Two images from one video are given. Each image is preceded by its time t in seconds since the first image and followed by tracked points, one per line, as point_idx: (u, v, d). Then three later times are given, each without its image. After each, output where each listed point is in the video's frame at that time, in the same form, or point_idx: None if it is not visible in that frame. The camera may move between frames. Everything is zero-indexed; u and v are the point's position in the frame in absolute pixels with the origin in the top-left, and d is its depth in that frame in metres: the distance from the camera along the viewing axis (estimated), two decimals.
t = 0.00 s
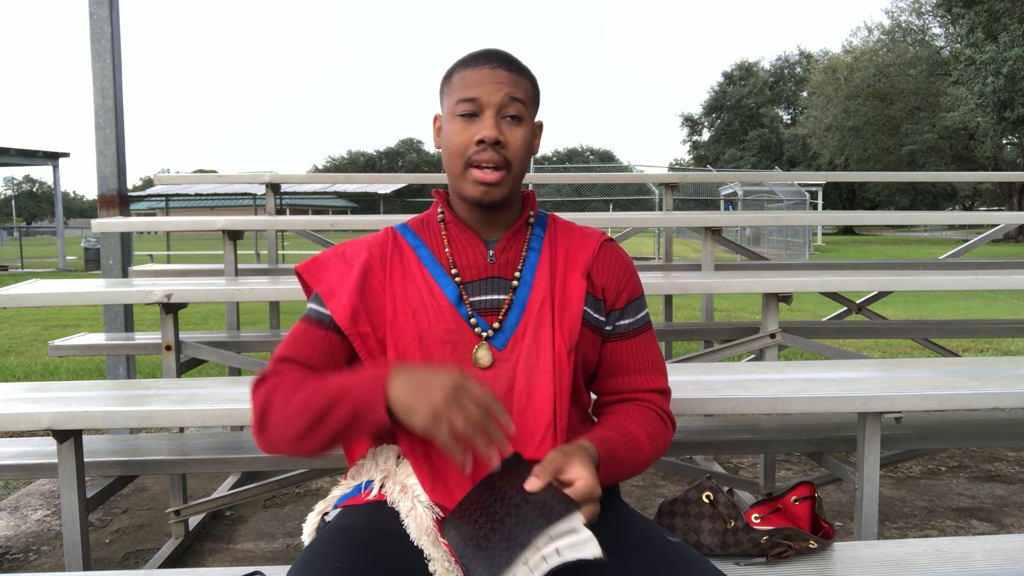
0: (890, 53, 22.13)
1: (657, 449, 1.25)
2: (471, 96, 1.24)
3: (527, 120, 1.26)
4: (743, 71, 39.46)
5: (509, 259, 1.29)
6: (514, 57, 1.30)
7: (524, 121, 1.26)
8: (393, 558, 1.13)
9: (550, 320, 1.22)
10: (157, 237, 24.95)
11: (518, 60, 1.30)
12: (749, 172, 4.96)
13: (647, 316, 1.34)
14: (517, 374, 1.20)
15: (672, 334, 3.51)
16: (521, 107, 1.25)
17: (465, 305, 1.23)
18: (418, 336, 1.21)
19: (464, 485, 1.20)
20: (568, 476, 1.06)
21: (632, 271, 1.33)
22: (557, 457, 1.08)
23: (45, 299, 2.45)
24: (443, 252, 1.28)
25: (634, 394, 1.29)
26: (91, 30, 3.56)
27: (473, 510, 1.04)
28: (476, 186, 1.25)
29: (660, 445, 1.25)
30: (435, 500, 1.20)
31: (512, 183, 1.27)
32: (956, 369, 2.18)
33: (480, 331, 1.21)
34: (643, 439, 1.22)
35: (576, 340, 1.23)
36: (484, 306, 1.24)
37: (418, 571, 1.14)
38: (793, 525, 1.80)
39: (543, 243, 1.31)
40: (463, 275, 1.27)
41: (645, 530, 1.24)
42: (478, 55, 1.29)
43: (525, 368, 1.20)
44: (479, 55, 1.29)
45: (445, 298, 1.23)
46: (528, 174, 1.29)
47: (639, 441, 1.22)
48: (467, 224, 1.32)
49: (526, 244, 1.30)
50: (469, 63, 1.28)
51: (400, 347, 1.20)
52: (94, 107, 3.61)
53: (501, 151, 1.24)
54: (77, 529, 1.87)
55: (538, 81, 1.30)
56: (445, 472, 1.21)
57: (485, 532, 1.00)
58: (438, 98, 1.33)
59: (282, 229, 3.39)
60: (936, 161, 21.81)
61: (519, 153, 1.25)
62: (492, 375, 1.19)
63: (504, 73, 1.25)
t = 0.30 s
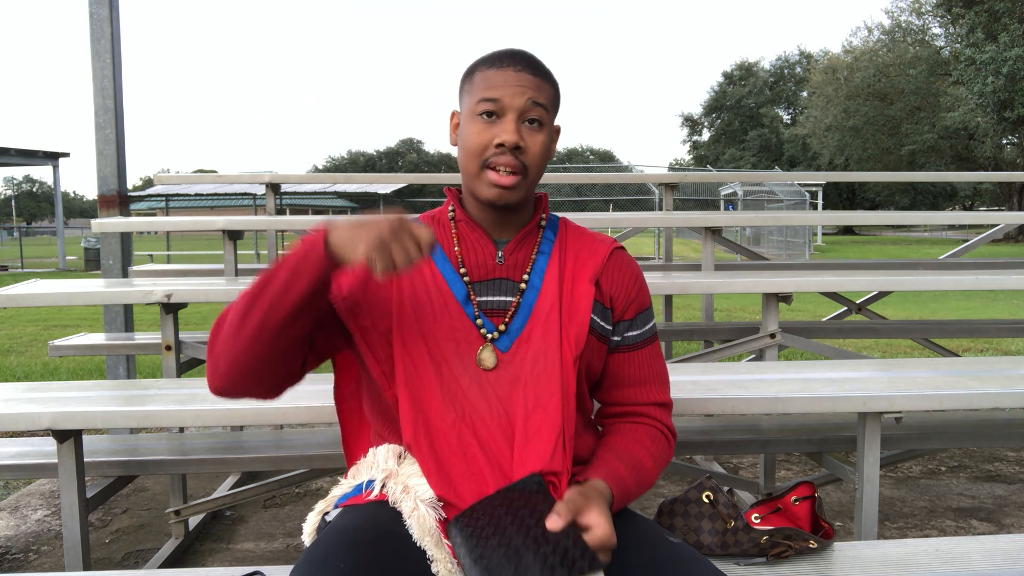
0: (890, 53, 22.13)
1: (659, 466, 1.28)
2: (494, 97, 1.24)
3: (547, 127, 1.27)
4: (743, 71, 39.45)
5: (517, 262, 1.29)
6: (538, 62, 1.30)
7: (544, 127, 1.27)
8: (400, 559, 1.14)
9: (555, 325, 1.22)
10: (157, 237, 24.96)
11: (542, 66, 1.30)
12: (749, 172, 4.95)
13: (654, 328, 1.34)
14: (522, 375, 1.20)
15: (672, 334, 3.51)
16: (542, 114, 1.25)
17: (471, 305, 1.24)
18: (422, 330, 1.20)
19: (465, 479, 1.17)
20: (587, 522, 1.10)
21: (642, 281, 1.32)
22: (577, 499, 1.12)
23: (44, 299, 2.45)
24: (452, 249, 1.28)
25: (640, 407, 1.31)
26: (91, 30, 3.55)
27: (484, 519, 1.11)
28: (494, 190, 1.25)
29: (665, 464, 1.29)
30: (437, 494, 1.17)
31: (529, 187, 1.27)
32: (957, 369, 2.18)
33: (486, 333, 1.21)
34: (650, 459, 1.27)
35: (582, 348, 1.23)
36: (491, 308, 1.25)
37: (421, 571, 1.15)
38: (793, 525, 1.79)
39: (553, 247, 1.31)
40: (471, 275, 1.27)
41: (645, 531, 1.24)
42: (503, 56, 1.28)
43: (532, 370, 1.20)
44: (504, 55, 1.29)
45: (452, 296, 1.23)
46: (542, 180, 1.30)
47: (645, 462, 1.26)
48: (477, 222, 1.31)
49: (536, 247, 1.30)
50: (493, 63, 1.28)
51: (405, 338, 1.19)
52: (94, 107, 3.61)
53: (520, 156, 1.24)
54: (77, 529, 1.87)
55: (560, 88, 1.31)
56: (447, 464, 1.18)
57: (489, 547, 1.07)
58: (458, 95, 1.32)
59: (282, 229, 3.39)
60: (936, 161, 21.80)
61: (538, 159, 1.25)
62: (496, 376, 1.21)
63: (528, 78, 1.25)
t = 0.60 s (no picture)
0: (890, 53, 22.13)
1: (665, 475, 1.28)
2: (505, 96, 1.24)
3: (558, 127, 1.27)
4: (743, 71, 39.46)
5: (527, 264, 1.29)
6: (549, 62, 1.30)
7: (556, 127, 1.26)
8: (401, 558, 1.14)
9: (564, 330, 1.22)
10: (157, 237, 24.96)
11: (553, 65, 1.30)
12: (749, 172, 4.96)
13: (661, 330, 1.34)
14: (530, 379, 1.20)
15: (672, 334, 3.51)
16: (554, 113, 1.25)
17: (481, 307, 1.23)
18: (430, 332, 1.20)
19: (464, 483, 1.18)
20: (581, 549, 1.12)
21: (649, 284, 1.33)
22: (575, 526, 1.14)
23: (44, 300, 2.45)
24: (462, 250, 1.28)
25: (646, 412, 1.32)
26: (91, 30, 3.55)
27: (482, 525, 1.08)
28: (502, 188, 1.24)
29: (671, 475, 1.30)
30: (438, 499, 1.17)
31: (538, 187, 1.26)
32: (957, 369, 2.18)
33: (495, 335, 1.21)
34: (657, 475, 1.27)
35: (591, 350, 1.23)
36: (500, 310, 1.25)
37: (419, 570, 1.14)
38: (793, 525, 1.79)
39: (561, 250, 1.31)
40: (481, 276, 1.27)
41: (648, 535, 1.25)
42: (515, 55, 1.28)
43: (540, 373, 1.20)
44: (516, 54, 1.28)
45: (462, 298, 1.23)
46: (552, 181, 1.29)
47: (651, 477, 1.26)
48: (486, 223, 1.30)
49: (544, 250, 1.30)
50: (505, 62, 1.27)
51: (413, 341, 1.18)
52: (94, 107, 3.61)
53: (531, 155, 1.23)
54: (76, 529, 1.87)
55: (572, 88, 1.31)
56: (447, 470, 1.18)
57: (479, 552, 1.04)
58: (469, 94, 1.32)
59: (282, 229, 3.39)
60: (936, 161, 21.81)
61: (548, 159, 1.25)
62: (503, 379, 1.20)
63: (539, 77, 1.25)
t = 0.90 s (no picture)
0: (890, 53, 22.14)
1: (670, 475, 1.29)
2: (526, 95, 1.22)
3: (575, 125, 1.27)
4: (743, 71, 39.45)
5: (539, 268, 1.28)
6: (558, 60, 1.29)
7: (572, 125, 1.27)
8: (406, 558, 1.16)
9: (578, 334, 1.23)
10: (157, 237, 24.95)
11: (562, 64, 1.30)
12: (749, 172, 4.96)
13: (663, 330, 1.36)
14: (547, 383, 1.19)
15: (672, 335, 3.51)
16: (571, 112, 1.25)
17: (495, 314, 1.22)
18: (445, 340, 1.18)
19: (474, 490, 1.17)
20: (591, 546, 1.11)
21: (653, 284, 1.34)
22: (585, 522, 1.13)
23: (44, 299, 2.45)
24: (472, 257, 1.26)
25: (650, 410, 1.32)
26: (91, 30, 3.55)
27: (491, 526, 1.09)
28: (530, 189, 1.23)
29: (672, 474, 1.29)
30: (446, 505, 1.17)
31: (558, 188, 1.26)
32: (957, 369, 2.18)
33: (512, 343, 1.20)
34: (659, 474, 1.27)
35: (603, 353, 1.24)
36: (514, 316, 1.23)
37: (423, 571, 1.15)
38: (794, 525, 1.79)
39: (570, 251, 1.31)
40: (492, 282, 1.25)
41: (652, 534, 1.25)
42: (526, 54, 1.27)
43: (556, 378, 1.20)
44: (527, 53, 1.27)
45: (475, 305, 1.21)
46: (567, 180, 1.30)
47: (654, 477, 1.26)
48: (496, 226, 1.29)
49: (554, 252, 1.30)
50: (517, 61, 1.26)
51: (428, 351, 1.16)
52: (94, 107, 3.61)
53: (556, 155, 1.23)
54: (77, 529, 1.87)
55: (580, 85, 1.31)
56: (458, 479, 1.18)
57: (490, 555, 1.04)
58: (477, 93, 1.30)
59: (282, 229, 3.39)
60: (935, 161, 21.82)
61: (571, 158, 1.25)
62: (521, 386, 1.19)
63: (556, 77, 1.25)
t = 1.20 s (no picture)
0: (890, 53, 22.14)
1: (672, 477, 1.28)
2: (503, 98, 1.23)
3: (561, 120, 1.26)
4: (743, 71, 39.44)
5: (534, 269, 1.28)
6: (542, 54, 1.28)
7: (557, 121, 1.26)
8: (403, 561, 1.15)
9: (575, 337, 1.22)
10: (157, 238, 24.95)
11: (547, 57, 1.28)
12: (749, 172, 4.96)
13: (666, 330, 1.34)
14: (543, 388, 1.19)
15: (672, 335, 3.51)
16: (554, 109, 1.24)
17: (489, 316, 1.21)
18: (439, 344, 1.19)
19: (470, 498, 1.18)
20: (586, 564, 1.12)
21: (655, 283, 1.33)
22: (581, 538, 1.14)
23: (44, 299, 2.45)
24: (466, 258, 1.27)
25: (652, 412, 1.32)
26: (91, 30, 3.56)
27: (489, 542, 1.13)
28: (516, 193, 1.23)
29: (677, 477, 1.29)
30: (445, 513, 1.18)
31: (548, 187, 1.26)
32: (957, 369, 2.18)
33: (506, 345, 1.20)
34: (661, 479, 1.27)
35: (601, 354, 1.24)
36: (508, 318, 1.23)
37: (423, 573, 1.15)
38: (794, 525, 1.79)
39: (568, 251, 1.31)
40: (487, 284, 1.25)
41: (654, 539, 1.27)
42: (504, 53, 1.26)
43: (552, 382, 1.19)
44: (504, 52, 1.27)
45: (468, 306, 1.21)
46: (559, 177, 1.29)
47: (656, 482, 1.26)
48: (491, 228, 1.29)
49: (551, 251, 1.30)
50: (495, 62, 1.26)
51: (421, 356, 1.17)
52: (94, 107, 3.62)
53: (540, 155, 1.22)
54: (77, 529, 1.87)
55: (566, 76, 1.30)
56: (457, 487, 1.18)
57: (485, 562, 1.12)
58: (462, 97, 1.30)
59: (282, 229, 3.39)
60: (935, 161, 21.81)
61: (557, 155, 1.24)
62: (516, 389, 1.19)
63: (535, 73, 1.24)
